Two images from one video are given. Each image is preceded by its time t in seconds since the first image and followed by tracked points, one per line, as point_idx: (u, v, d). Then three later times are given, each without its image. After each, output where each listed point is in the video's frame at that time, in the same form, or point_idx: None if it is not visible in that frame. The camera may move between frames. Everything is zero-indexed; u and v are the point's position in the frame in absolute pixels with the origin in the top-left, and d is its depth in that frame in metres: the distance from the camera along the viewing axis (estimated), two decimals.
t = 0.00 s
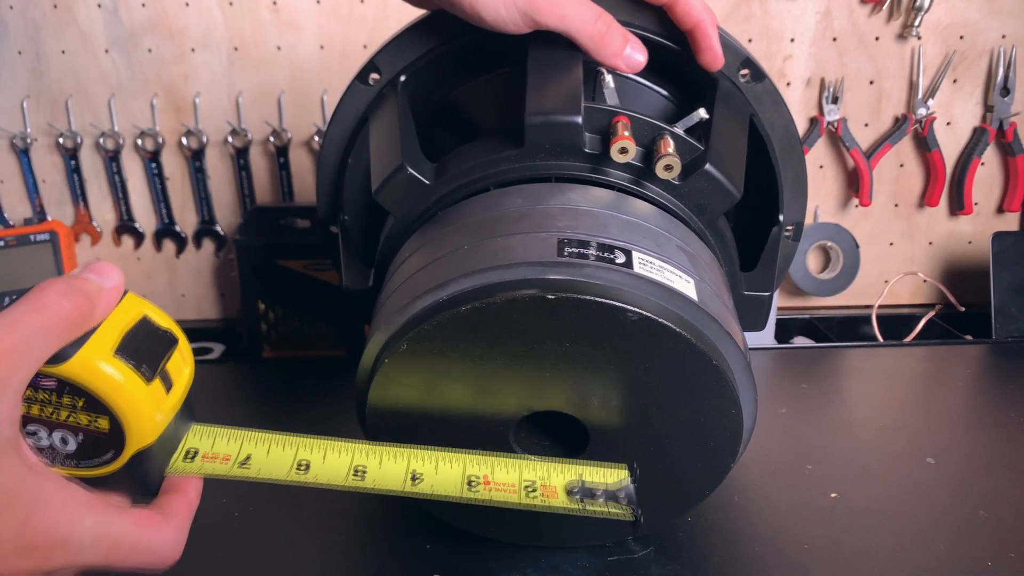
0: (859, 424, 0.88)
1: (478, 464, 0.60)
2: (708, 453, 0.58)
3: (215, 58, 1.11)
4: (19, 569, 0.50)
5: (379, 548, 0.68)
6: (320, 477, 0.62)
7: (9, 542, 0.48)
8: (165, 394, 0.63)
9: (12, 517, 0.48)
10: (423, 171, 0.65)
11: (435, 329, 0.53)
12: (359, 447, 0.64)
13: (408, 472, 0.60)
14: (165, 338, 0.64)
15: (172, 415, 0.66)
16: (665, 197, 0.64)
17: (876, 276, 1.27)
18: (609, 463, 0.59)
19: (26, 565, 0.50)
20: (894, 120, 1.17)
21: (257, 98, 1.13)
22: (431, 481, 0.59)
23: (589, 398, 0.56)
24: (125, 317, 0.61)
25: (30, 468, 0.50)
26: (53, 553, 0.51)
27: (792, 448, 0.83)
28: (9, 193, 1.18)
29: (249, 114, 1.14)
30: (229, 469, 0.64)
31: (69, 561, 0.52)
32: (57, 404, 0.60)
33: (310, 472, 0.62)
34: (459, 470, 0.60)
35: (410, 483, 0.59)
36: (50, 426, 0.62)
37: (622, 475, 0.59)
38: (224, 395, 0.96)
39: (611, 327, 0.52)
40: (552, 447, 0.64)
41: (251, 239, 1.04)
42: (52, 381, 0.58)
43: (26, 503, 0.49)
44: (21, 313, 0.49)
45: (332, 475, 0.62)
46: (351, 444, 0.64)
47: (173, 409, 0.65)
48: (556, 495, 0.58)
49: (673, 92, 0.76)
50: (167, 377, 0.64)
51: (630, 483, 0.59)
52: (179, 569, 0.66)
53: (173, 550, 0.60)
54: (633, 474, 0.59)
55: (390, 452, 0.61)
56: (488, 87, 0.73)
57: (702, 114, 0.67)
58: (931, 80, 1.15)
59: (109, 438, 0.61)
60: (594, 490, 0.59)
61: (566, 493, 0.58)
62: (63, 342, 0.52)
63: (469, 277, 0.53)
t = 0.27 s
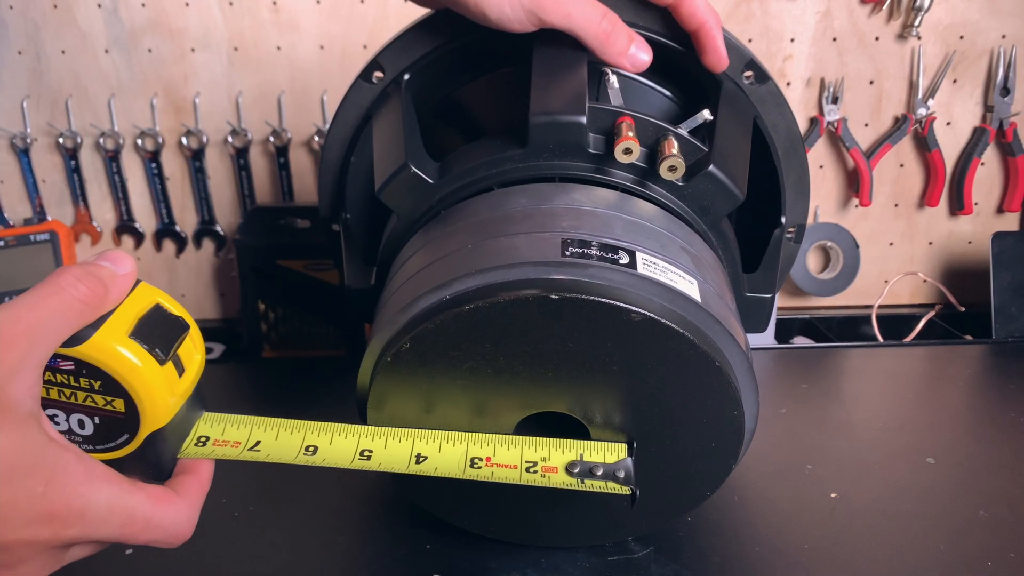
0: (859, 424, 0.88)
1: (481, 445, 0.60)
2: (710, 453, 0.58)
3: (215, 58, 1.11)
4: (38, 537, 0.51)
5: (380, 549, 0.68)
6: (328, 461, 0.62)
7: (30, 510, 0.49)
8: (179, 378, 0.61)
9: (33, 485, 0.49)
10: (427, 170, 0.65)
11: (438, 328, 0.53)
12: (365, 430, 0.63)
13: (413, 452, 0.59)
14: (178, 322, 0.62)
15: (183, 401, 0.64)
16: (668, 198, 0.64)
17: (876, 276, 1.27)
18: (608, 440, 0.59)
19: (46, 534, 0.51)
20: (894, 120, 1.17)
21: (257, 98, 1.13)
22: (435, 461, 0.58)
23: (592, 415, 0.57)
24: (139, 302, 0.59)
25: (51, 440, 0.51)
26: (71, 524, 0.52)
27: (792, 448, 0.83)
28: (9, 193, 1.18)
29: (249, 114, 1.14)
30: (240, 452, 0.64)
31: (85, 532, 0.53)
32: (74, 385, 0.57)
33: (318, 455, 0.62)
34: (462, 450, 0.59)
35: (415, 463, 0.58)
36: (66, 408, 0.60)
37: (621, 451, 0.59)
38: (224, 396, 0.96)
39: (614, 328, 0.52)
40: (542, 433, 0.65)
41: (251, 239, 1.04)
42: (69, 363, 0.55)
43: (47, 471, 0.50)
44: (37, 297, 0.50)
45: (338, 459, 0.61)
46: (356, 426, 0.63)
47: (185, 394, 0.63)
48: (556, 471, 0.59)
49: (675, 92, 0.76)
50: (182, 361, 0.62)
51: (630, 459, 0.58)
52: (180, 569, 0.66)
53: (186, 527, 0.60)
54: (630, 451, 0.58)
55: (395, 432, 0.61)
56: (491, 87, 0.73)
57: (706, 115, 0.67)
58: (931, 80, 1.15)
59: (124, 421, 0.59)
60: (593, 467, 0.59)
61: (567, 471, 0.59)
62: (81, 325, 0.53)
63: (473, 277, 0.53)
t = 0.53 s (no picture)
0: (859, 424, 0.88)
1: (480, 449, 0.60)
2: (709, 453, 0.58)
3: (215, 58, 1.11)
4: (37, 532, 0.51)
5: (379, 548, 0.68)
6: (327, 467, 0.62)
7: (28, 503, 0.49)
8: (178, 385, 0.62)
9: (32, 479, 0.49)
10: (423, 171, 0.65)
11: (434, 329, 0.53)
12: (365, 437, 0.62)
13: (412, 458, 0.59)
14: (177, 329, 0.63)
15: (182, 408, 0.64)
16: (665, 197, 0.64)
17: (876, 276, 1.27)
18: (607, 439, 0.59)
19: (43, 529, 0.51)
20: (894, 120, 1.17)
21: (257, 98, 1.13)
22: (434, 465, 0.58)
23: (592, 413, 0.57)
24: (139, 308, 0.60)
25: (51, 436, 0.51)
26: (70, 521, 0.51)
27: (792, 448, 0.83)
28: (9, 193, 1.18)
29: (248, 114, 1.14)
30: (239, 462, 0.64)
31: (82, 530, 0.52)
32: (75, 390, 0.58)
33: (317, 462, 0.63)
34: (462, 454, 0.59)
35: (414, 468, 0.58)
36: (66, 415, 0.61)
37: (621, 450, 0.59)
38: (224, 396, 0.96)
39: (612, 327, 0.52)
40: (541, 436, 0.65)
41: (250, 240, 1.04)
42: (70, 366, 0.57)
43: (46, 466, 0.50)
44: (39, 297, 0.52)
45: (339, 465, 0.62)
46: (355, 433, 0.63)
47: (184, 402, 0.63)
48: (556, 471, 0.58)
49: (672, 92, 0.76)
50: (182, 367, 0.62)
51: (629, 458, 0.58)
52: (179, 568, 0.66)
53: (183, 531, 0.59)
54: (629, 449, 0.58)
55: (394, 439, 0.61)
56: (488, 86, 0.73)
57: (701, 113, 0.66)
58: (931, 80, 1.15)
59: (123, 426, 0.59)
60: (593, 466, 0.58)
61: (566, 471, 0.58)
62: (82, 327, 0.54)
63: (470, 277, 0.53)
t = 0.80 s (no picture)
0: (859, 424, 0.88)
1: (486, 451, 0.60)
2: (709, 453, 0.58)
3: (214, 58, 1.11)
4: (48, 529, 0.51)
5: (379, 548, 0.68)
6: (335, 469, 0.62)
7: (40, 500, 0.49)
8: (188, 385, 0.62)
9: (45, 476, 0.49)
10: (424, 171, 0.65)
11: (435, 329, 0.53)
12: (371, 439, 0.63)
13: (418, 460, 0.59)
14: (189, 331, 0.63)
15: (191, 409, 0.64)
16: (666, 197, 0.64)
17: (876, 276, 1.27)
18: (612, 441, 0.59)
19: (54, 526, 0.51)
20: (894, 120, 1.17)
21: (257, 98, 1.13)
22: (440, 467, 0.58)
23: (597, 416, 0.57)
24: (150, 309, 0.61)
25: (63, 434, 0.51)
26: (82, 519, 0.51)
27: (792, 448, 0.83)
28: (9, 193, 1.18)
29: (248, 114, 1.14)
30: (247, 462, 0.65)
31: (94, 528, 0.52)
32: (85, 389, 0.58)
33: (324, 464, 0.63)
34: (467, 457, 0.59)
35: (420, 470, 0.58)
36: (75, 414, 0.61)
37: (625, 452, 0.59)
38: (224, 396, 0.96)
39: (612, 327, 0.52)
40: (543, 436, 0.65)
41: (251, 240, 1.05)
42: (82, 365, 0.57)
43: (59, 462, 0.50)
44: (53, 296, 0.53)
45: (344, 467, 0.62)
46: (360, 435, 0.63)
47: (193, 403, 0.64)
48: (561, 474, 0.59)
49: (673, 92, 0.76)
50: (192, 368, 0.63)
51: (634, 460, 0.59)
52: (179, 568, 0.66)
53: (192, 530, 0.60)
54: (634, 450, 0.58)
55: (401, 441, 0.61)
56: (489, 86, 0.73)
57: (703, 114, 0.67)
58: (931, 80, 1.15)
59: (134, 425, 0.60)
60: (598, 469, 0.58)
61: (572, 474, 0.58)
62: (94, 326, 0.55)
63: (470, 277, 0.53)
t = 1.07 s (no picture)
0: (859, 424, 0.88)
1: (487, 448, 0.60)
2: (709, 453, 0.58)
3: (214, 58, 1.11)
4: (49, 517, 0.51)
5: (379, 548, 0.68)
6: (335, 465, 0.62)
7: (43, 486, 0.49)
8: (190, 379, 0.62)
9: (48, 461, 0.49)
10: (424, 171, 0.65)
11: (436, 329, 0.53)
12: (371, 437, 0.62)
13: (419, 457, 0.59)
14: (192, 326, 0.63)
15: (193, 404, 0.64)
16: (667, 197, 0.64)
17: (876, 276, 1.27)
18: (613, 439, 0.59)
19: (55, 514, 0.51)
20: (894, 120, 1.17)
21: (257, 98, 1.13)
22: (440, 464, 0.58)
23: (597, 416, 0.57)
24: (153, 303, 0.61)
25: (66, 422, 0.51)
26: (82, 507, 0.51)
27: (792, 448, 0.83)
28: (8, 193, 1.18)
29: (248, 114, 1.14)
30: (247, 458, 0.65)
31: (94, 517, 0.52)
32: (88, 381, 0.59)
33: (324, 459, 0.62)
34: (468, 454, 0.59)
35: (421, 467, 0.58)
36: (79, 408, 0.61)
37: (626, 450, 0.59)
38: (224, 396, 0.96)
39: (613, 327, 0.52)
40: (544, 436, 0.65)
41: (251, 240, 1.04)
42: (86, 356, 0.57)
43: (62, 449, 0.50)
44: (54, 286, 0.51)
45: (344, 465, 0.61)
46: (360, 432, 0.63)
47: (195, 398, 0.64)
48: (562, 471, 0.58)
49: (673, 92, 0.76)
50: (195, 362, 0.63)
51: (635, 459, 0.58)
52: (179, 568, 0.66)
53: (194, 523, 0.59)
54: (635, 450, 0.58)
55: (403, 438, 0.61)
56: (490, 87, 0.73)
57: (704, 114, 0.67)
58: (931, 80, 1.15)
59: (136, 418, 0.60)
60: (599, 467, 0.58)
61: (572, 471, 0.58)
62: (96, 317, 0.54)
63: (471, 277, 0.53)
